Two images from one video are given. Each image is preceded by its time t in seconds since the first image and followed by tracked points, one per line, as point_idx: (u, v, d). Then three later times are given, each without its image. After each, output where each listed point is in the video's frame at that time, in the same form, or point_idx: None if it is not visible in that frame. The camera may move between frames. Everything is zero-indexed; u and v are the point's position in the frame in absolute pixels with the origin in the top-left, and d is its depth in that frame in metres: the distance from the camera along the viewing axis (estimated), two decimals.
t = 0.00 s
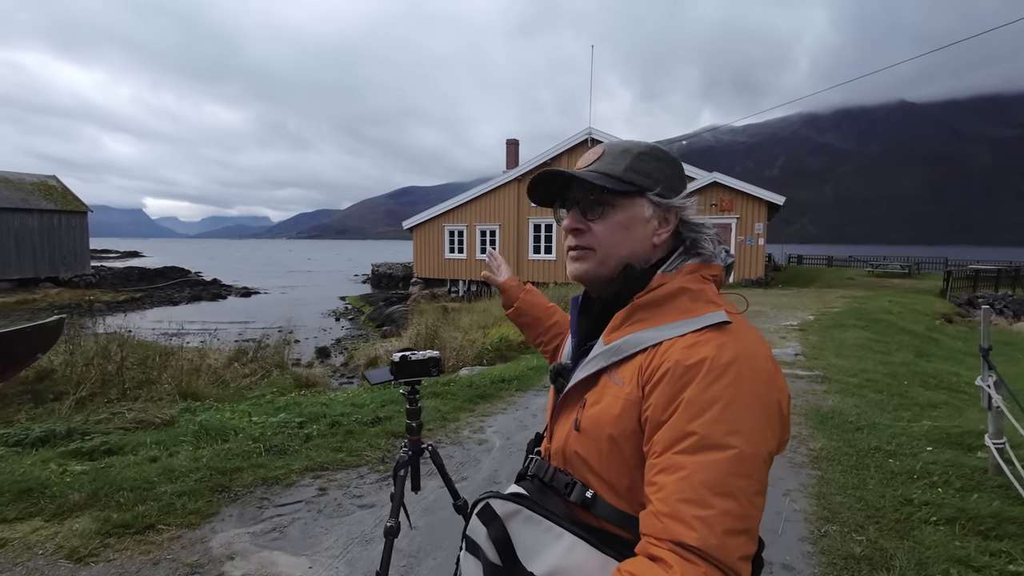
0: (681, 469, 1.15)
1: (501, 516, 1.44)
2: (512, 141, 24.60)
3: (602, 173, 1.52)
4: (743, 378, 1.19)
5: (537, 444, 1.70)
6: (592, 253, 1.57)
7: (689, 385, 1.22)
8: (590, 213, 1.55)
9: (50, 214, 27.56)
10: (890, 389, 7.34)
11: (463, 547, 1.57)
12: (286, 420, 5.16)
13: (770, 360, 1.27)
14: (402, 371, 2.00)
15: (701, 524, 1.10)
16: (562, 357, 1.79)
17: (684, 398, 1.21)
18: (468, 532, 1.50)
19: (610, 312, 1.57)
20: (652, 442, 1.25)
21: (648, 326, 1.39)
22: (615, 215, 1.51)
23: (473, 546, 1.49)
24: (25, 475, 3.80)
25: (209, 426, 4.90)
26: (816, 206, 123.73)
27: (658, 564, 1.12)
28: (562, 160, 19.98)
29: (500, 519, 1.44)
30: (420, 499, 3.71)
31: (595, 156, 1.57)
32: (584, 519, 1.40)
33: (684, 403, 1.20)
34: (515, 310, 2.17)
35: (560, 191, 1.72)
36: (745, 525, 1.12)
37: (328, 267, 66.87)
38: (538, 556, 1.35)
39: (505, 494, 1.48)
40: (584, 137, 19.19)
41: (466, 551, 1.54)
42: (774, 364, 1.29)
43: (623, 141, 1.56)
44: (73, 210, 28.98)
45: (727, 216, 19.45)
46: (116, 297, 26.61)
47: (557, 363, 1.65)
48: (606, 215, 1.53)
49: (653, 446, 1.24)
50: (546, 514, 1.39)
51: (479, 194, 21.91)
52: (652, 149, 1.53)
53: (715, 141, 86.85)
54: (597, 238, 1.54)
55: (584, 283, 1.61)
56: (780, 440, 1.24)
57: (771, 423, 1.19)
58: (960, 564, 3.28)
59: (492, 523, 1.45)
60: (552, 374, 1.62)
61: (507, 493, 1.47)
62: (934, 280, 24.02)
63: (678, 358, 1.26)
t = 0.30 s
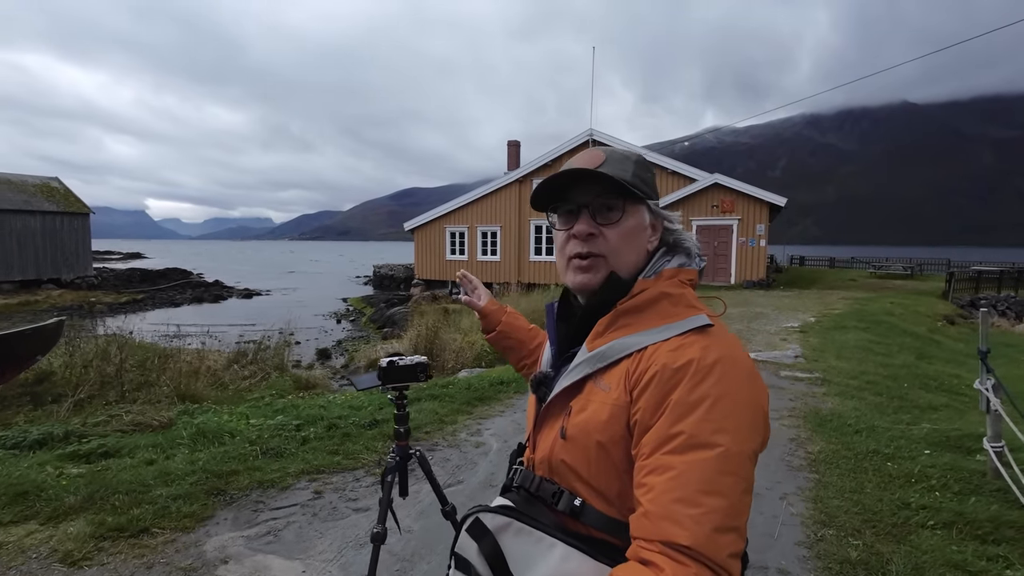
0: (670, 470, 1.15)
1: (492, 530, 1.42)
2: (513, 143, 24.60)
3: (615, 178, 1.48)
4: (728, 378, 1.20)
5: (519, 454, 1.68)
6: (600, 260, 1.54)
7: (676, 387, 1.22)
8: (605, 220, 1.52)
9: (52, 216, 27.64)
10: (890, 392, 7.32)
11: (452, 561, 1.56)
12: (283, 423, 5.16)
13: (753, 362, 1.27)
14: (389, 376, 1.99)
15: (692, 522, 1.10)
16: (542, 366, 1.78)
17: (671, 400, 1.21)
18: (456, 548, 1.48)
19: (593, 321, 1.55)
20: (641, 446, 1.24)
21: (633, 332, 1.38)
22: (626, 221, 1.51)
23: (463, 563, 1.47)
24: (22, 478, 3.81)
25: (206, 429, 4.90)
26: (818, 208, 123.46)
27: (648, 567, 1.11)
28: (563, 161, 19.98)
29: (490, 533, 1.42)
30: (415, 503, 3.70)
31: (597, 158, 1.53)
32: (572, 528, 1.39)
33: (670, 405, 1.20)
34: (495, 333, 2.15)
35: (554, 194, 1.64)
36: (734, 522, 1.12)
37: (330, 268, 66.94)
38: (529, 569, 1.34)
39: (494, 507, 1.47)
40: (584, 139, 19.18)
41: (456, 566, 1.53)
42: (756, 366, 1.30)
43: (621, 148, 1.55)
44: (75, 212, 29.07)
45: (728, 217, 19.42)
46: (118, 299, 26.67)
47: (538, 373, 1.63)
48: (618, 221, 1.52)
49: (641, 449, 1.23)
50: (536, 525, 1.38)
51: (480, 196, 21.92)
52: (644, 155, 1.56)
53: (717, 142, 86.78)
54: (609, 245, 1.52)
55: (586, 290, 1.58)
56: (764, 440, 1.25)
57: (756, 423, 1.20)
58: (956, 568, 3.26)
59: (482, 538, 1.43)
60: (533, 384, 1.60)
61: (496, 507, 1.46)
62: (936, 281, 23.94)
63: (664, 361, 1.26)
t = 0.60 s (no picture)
0: (659, 471, 1.15)
1: (481, 535, 1.41)
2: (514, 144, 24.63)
3: (596, 180, 1.49)
4: (717, 379, 1.20)
5: (506, 457, 1.68)
6: (584, 262, 1.55)
7: (664, 390, 1.22)
8: (587, 223, 1.53)
9: (55, 218, 27.73)
10: (890, 393, 7.29)
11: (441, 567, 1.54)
12: (281, 424, 5.17)
13: (740, 363, 1.28)
14: (379, 378, 2.00)
15: (679, 523, 1.10)
16: (529, 368, 1.77)
17: (659, 402, 1.21)
18: (445, 553, 1.46)
19: (581, 323, 1.55)
20: (629, 448, 1.24)
21: (620, 334, 1.38)
22: (610, 224, 1.51)
23: (451, 567, 1.45)
24: (20, 478, 3.83)
25: (204, 430, 4.91)
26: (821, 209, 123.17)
27: (636, 567, 1.11)
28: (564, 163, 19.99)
29: (480, 538, 1.41)
30: (410, 505, 3.71)
31: (579, 162, 1.54)
32: (560, 530, 1.39)
33: (658, 407, 1.20)
34: (475, 336, 2.14)
35: (538, 198, 1.64)
36: (721, 523, 1.12)
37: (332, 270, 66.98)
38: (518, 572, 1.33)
39: (482, 512, 1.46)
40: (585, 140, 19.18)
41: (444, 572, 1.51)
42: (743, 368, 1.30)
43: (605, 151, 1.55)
44: (78, 214, 29.18)
45: (729, 218, 19.39)
46: (120, 300, 26.74)
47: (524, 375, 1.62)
48: (601, 223, 1.52)
49: (630, 451, 1.23)
50: (525, 528, 1.37)
51: (482, 197, 21.94)
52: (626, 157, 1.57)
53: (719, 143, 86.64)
54: (593, 248, 1.52)
55: (570, 293, 1.58)
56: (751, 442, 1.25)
57: (744, 424, 1.21)
58: (954, 571, 3.25)
59: (470, 544, 1.41)
60: (521, 387, 1.59)
61: (484, 510, 1.45)
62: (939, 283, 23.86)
63: (653, 364, 1.25)
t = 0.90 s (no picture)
0: (660, 468, 1.15)
1: (484, 530, 1.41)
2: (517, 145, 24.66)
3: (581, 178, 1.49)
4: (717, 377, 1.20)
5: (508, 453, 1.68)
6: (570, 259, 1.56)
7: (667, 386, 1.22)
8: (571, 221, 1.53)
9: (60, 219, 27.84)
10: (894, 394, 7.27)
11: (442, 562, 1.53)
12: (283, 424, 5.18)
13: (742, 360, 1.28)
14: (381, 376, 2.00)
15: (681, 520, 1.10)
16: (533, 364, 1.77)
17: (662, 399, 1.21)
18: (447, 548, 1.46)
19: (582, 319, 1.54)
20: (631, 445, 1.24)
21: (622, 331, 1.38)
22: (597, 220, 1.51)
23: (453, 563, 1.45)
24: (24, 478, 3.85)
25: (207, 430, 4.92)
26: (824, 210, 122.86)
27: (636, 565, 1.11)
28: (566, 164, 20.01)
29: (482, 534, 1.41)
30: (412, 504, 3.72)
31: (568, 159, 1.55)
32: (561, 526, 1.39)
33: (660, 404, 1.21)
34: (479, 335, 2.14)
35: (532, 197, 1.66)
36: (723, 520, 1.12)
37: (335, 271, 67.09)
38: (522, 569, 1.33)
39: (484, 507, 1.45)
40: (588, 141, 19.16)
41: (445, 568, 1.50)
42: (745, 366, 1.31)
43: (595, 146, 1.54)
44: (83, 215, 29.30)
45: (732, 219, 19.36)
46: (124, 301, 26.82)
47: (527, 372, 1.62)
48: (585, 220, 1.52)
49: (632, 448, 1.23)
50: (526, 524, 1.37)
51: (484, 198, 21.95)
52: (619, 152, 1.55)
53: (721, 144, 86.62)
54: (579, 245, 1.52)
55: (565, 288, 1.59)
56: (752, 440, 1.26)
57: (746, 422, 1.21)
58: (957, 572, 3.24)
59: (473, 539, 1.41)
60: (523, 382, 1.60)
61: (486, 506, 1.44)
62: (942, 283, 23.77)
63: (655, 361, 1.25)
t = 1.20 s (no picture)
0: (674, 472, 1.13)
1: (495, 525, 1.40)
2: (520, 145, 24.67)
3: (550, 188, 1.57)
4: (733, 380, 1.17)
5: (526, 450, 1.67)
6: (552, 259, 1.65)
7: (682, 390, 1.19)
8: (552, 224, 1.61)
9: (64, 218, 27.95)
10: (900, 395, 7.25)
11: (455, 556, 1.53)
12: (289, 423, 5.18)
13: (760, 362, 1.25)
14: (394, 374, 2.01)
15: (694, 526, 1.09)
16: (552, 361, 1.75)
17: (677, 401, 1.19)
18: (461, 541, 1.46)
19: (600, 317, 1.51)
20: (645, 447, 1.22)
21: (638, 330, 1.35)
22: (559, 227, 1.54)
23: (466, 555, 1.45)
24: (31, 475, 3.86)
25: (213, 429, 4.93)
26: (827, 211, 122.60)
27: (648, 567, 1.10)
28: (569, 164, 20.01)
29: (494, 529, 1.40)
30: (419, 503, 3.71)
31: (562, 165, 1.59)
32: (576, 524, 1.37)
33: (675, 407, 1.18)
34: (501, 339, 2.14)
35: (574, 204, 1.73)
36: (736, 527, 1.11)
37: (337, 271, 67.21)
38: (533, 565, 1.32)
39: (498, 503, 1.44)
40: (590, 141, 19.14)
41: (458, 560, 1.50)
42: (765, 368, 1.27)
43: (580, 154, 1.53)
44: (87, 214, 29.38)
45: (735, 220, 19.32)
46: (127, 300, 26.91)
47: (546, 369, 1.62)
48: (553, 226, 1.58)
49: (646, 450, 1.21)
50: (540, 520, 1.36)
51: (487, 198, 21.96)
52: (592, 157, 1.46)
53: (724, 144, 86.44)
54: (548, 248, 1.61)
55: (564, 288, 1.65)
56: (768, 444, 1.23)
57: (761, 427, 1.18)
58: (966, 574, 3.22)
59: (486, 533, 1.40)
60: (543, 379, 1.59)
61: (501, 501, 1.43)
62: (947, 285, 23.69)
63: (670, 362, 1.22)
